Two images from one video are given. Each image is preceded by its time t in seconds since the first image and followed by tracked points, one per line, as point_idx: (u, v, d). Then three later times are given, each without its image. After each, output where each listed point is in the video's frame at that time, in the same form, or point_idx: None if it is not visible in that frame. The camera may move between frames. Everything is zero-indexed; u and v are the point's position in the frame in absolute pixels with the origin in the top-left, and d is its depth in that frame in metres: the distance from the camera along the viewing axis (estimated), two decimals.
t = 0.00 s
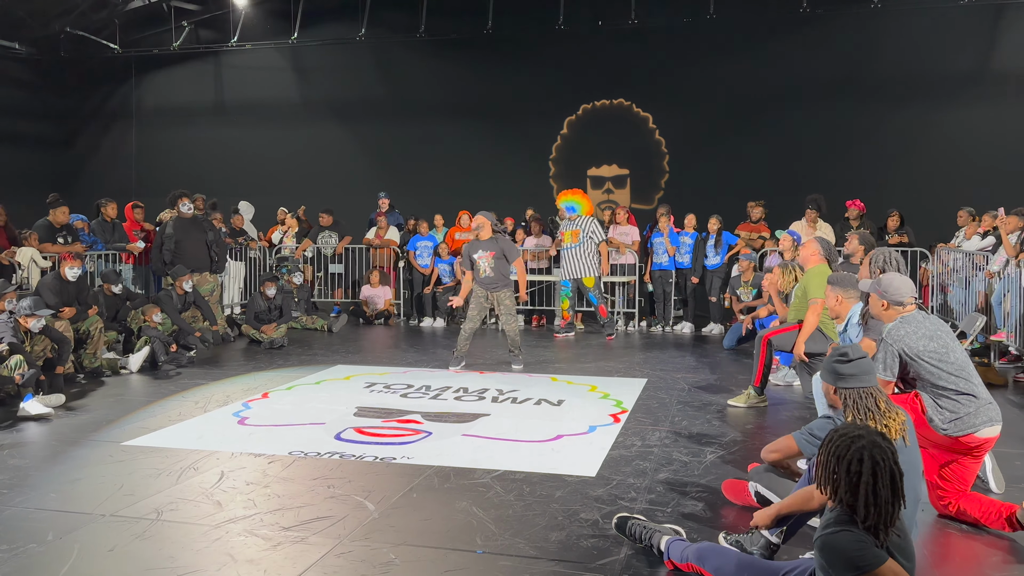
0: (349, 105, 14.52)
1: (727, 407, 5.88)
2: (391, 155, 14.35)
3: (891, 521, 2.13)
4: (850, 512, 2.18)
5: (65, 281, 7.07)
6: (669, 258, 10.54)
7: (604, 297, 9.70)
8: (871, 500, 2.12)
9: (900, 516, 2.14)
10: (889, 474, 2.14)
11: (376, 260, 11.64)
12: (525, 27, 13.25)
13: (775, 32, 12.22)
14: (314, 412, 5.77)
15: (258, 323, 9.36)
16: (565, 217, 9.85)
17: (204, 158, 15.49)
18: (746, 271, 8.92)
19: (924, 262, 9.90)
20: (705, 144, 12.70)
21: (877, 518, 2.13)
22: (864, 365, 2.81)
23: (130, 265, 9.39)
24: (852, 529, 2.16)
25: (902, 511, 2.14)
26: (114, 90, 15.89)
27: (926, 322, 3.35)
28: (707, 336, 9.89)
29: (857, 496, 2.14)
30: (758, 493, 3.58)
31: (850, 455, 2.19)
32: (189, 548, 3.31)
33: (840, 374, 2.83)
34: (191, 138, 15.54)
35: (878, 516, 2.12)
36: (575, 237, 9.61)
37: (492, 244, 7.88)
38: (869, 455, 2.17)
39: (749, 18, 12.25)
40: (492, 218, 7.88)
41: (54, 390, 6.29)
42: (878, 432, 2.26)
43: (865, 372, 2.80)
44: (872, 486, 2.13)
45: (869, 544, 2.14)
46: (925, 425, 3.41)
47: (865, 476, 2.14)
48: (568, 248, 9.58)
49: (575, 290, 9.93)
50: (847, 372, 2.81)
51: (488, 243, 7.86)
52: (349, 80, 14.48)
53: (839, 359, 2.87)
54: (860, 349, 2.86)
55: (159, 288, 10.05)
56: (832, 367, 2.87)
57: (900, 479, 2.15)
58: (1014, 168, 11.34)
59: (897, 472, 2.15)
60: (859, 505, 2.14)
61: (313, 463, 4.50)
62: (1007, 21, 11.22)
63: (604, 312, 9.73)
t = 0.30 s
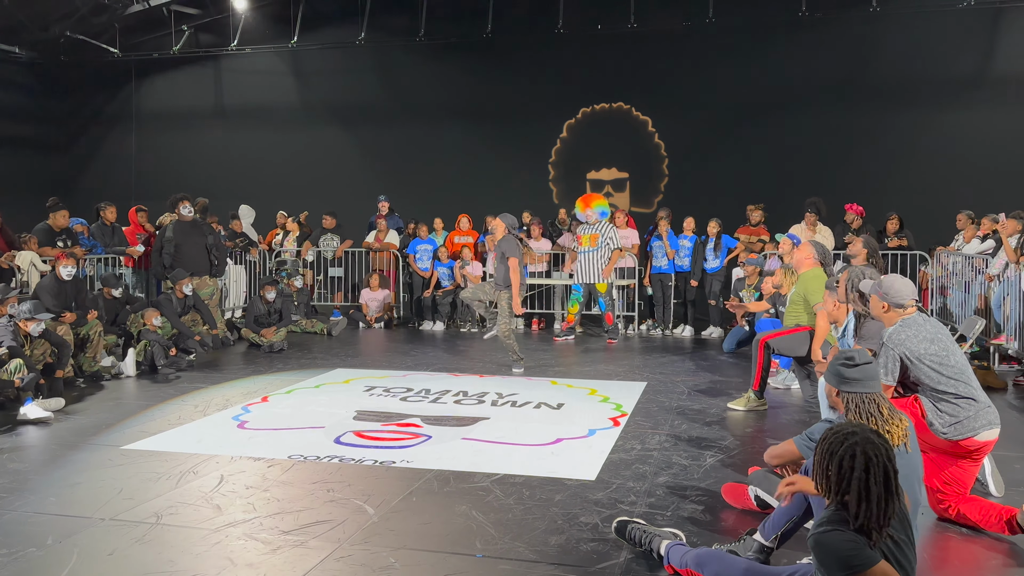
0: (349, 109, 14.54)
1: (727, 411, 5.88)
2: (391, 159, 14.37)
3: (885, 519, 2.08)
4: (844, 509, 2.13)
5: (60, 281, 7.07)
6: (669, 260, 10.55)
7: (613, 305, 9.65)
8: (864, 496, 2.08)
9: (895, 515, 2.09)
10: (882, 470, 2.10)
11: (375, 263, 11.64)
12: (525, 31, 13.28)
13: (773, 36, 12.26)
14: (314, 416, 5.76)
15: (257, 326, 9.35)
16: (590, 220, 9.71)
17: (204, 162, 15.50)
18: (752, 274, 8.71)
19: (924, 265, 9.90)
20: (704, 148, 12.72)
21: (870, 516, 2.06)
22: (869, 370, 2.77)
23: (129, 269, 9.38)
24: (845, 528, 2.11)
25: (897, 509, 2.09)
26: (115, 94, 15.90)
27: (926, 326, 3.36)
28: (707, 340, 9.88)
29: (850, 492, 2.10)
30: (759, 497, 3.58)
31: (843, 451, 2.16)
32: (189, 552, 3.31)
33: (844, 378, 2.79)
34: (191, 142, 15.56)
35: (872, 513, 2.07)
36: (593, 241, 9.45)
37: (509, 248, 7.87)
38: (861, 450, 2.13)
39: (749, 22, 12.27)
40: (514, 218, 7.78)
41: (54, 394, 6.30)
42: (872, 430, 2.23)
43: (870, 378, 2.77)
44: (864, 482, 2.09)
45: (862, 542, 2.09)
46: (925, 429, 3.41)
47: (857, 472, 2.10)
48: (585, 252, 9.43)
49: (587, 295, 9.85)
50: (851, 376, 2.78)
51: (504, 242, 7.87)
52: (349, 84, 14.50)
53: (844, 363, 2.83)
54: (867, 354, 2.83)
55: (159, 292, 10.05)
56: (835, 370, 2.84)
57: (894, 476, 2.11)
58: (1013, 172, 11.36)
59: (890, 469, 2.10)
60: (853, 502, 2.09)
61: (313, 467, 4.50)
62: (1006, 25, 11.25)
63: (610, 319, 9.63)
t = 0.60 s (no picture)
0: (349, 113, 14.56)
1: (727, 414, 5.88)
2: (390, 162, 14.38)
3: (880, 515, 2.10)
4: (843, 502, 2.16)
5: (56, 281, 7.08)
6: (669, 264, 10.56)
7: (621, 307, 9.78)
8: (860, 490, 2.11)
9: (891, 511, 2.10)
10: (879, 465, 2.12)
11: (375, 266, 11.64)
12: (524, 35, 13.30)
13: (772, 39, 12.27)
14: (314, 419, 5.76)
15: (257, 330, 9.35)
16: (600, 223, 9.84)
17: (203, 165, 15.51)
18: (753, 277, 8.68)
19: (923, 268, 9.90)
20: (703, 151, 12.73)
21: (862, 510, 2.09)
22: (901, 382, 2.82)
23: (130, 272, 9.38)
24: (837, 519, 2.16)
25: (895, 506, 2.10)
26: (115, 98, 15.91)
27: (927, 328, 3.36)
28: (707, 343, 9.88)
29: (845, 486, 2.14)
30: (761, 496, 3.55)
31: (842, 444, 2.20)
32: (189, 556, 3.31)
33: (876, 386, 2.84)
34: (191, 146, 15.56)
35: (865, 507, 2.09)
36: (607, 244, 9.61)
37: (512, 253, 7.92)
38: (860, 444, 2.17)
39: (748, 25, 12.29)
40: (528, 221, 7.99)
41: (54, 398, 6.30)
42: (878, 426, 2.25)
43: (900, 390, 2.82)
44: (861, 476, 2.11)
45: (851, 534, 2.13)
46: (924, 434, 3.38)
47: (854, 465, 2.13)
48: (598, 254, 9.61)
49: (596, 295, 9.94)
50: (883, 386, 2.83)
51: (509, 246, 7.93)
52: (348, 87, 14.51)
53: (878, 369, 2.88)
54: (901, 366, 2.87)
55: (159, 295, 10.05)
56: (869, 375, 2.88)
57: (892, 472, 2.11)
58: (1012, 174, 11.38)
59: (888, 463, 2.12)
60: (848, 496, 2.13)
61: (314, 470, 4.49)
62: (1005, 28, 11.27)
63: (614, 321, 9.78)
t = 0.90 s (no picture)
0: (348, 116, 14.56)
1: (727, 417, 5.88)
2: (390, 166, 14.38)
3: (912, 510, 2.09)
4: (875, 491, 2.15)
5: (52, 283, 7.06)
6: (668, 267, 10.54)
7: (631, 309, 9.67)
8: (897, 482, 2.09)
9: (926, 507, 2.08)
10: (921, 459, 2.10)
11: (375, 269, 11.63)
12: (523, 37, 13.32)
13: (771, 42, 12.29)
14: (314, 423, 5.75)
15: (256, 333, 9.33)
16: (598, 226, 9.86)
17: (202, 169, 15.50)
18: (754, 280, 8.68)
19: (922, 270, 9.90)
20: (703, 153, 12.74)
21: (898, 503, 2.08)
22: (912, 389, 2.92)
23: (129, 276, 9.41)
24: (864, 508, 2.15)
25: (930, 503, 2.09)
26: (114, 101, 15.91)
27: (927, 332, 3.37)
28: (708, 345, 9.88)
29: (882, 476, 2.12)
30: (762, 498, 3.54)
31: (883, 435, 2.17)
32: (188, 561, 3.30)
33: (889, 392, 2.94)
34: (190, 149, 15.56)
35: (900, 500, 2.09)
36: (609, 247, 9.64)
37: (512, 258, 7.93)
38: (903, 437, 2.14)
39: (747, 27, 12.31)
40: (533, 228, 8.00)
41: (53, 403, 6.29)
42: (919, 421, 2.23)
43: (911, 396, 2.93)
44: (900, 469, 2.10)
45: (876, 524, 2.12)
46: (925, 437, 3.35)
47: (894, 457, 2.11)
48: (601, 257, 9.58)
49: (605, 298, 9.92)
50: (895, 392, 2.92)
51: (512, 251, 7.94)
52: (348, 90, 14.52)
53: (890, 374, 2.96)
54: (913, 372, 2.96)
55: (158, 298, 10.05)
56: (882, 380, 2.97)
57: (932, 468, 2.10)
58: (1011, 176, 11.38)
59: (930, 459, 2.10)
60: (885, 486, 2.11)
61: (313, 474, 4.49)
62: (1004, 30, 11.27)
63: (627, 323, 9.68)
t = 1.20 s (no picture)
0: (347, 119, 14.57)
1: (727, 419, 5.89)
2: (389, 168, 14.39)
3: (932, 515, 2.07)
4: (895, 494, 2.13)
5: (49, 287, 7.03)
6: (667, 269, 10.51)
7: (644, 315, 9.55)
8: (921, 486, 2.07)
9: (946, 514, 2.07)
10: (945, 466, 2.09)
11: (374, 272, 11.63)
12: (522, 40, 13.33)
13: (769, 45, 12.31)
14: (313, 426, 5.74)
15: (255, 336, 9.30)
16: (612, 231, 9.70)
17: (201, 172, 15.51)
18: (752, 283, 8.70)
19: (921, 271, 9.91)
20: (701, 156, 12.75)
21: (921, 506, 2.06)
22: (911, 389, 2.90)
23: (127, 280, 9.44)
24: (883, 509, 2.12)
25: (952, 510, 2.07)
26: (113, 104, 15.93)
27: (928, 333, 3.36)
28: (707, 348, 9.88)
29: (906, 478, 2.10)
30: (762, 502, 3.54)
31: (908, 439, 2.16)
32: (187, 565, 3.29)
33: (888, 393, 2.93)
34: (189, 152, 15.57)
35: (922, 504, 2.07)
36: (620, 253, 9.45)
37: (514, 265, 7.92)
38: (928, 441, 2.13)
39: (745, 29, 12.33)
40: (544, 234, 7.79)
41: (53, 406, 6.31)
42: (943, 431, 2.22)
43: (910, 396, 2.91)
44: (925, 473, 2.08)
45: (893, 525, 2.10)
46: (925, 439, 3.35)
47: (919, 460, 2.09)
48: (613, 263, 9.42)
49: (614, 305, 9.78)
50: (895, 393, 2.91)
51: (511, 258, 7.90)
52: (346, 93, 14.53)
53: (888, 376, 2.96)
54: (913, 372, 2.95)
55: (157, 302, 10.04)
56: (880, 382, 2.96)
57: (956, 476, 2.09)
58: (1010, 178, 11.39)
59: (954, 467, 2.08)
60: (908, 489, 2.09)
61: (312, 477, 4.48)
62: (1001, 32, 11.29)
63: (644, 328, 9.41)
